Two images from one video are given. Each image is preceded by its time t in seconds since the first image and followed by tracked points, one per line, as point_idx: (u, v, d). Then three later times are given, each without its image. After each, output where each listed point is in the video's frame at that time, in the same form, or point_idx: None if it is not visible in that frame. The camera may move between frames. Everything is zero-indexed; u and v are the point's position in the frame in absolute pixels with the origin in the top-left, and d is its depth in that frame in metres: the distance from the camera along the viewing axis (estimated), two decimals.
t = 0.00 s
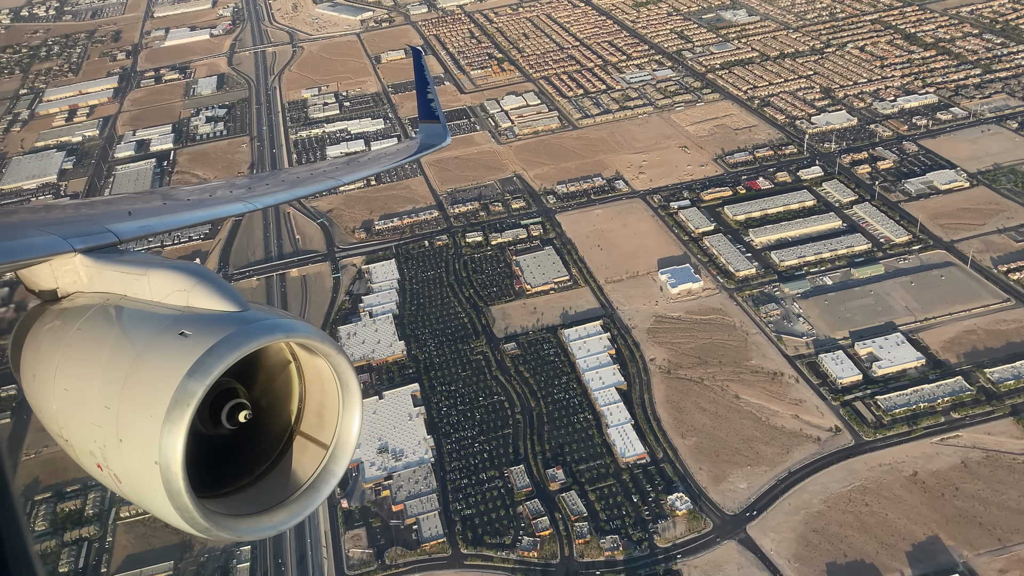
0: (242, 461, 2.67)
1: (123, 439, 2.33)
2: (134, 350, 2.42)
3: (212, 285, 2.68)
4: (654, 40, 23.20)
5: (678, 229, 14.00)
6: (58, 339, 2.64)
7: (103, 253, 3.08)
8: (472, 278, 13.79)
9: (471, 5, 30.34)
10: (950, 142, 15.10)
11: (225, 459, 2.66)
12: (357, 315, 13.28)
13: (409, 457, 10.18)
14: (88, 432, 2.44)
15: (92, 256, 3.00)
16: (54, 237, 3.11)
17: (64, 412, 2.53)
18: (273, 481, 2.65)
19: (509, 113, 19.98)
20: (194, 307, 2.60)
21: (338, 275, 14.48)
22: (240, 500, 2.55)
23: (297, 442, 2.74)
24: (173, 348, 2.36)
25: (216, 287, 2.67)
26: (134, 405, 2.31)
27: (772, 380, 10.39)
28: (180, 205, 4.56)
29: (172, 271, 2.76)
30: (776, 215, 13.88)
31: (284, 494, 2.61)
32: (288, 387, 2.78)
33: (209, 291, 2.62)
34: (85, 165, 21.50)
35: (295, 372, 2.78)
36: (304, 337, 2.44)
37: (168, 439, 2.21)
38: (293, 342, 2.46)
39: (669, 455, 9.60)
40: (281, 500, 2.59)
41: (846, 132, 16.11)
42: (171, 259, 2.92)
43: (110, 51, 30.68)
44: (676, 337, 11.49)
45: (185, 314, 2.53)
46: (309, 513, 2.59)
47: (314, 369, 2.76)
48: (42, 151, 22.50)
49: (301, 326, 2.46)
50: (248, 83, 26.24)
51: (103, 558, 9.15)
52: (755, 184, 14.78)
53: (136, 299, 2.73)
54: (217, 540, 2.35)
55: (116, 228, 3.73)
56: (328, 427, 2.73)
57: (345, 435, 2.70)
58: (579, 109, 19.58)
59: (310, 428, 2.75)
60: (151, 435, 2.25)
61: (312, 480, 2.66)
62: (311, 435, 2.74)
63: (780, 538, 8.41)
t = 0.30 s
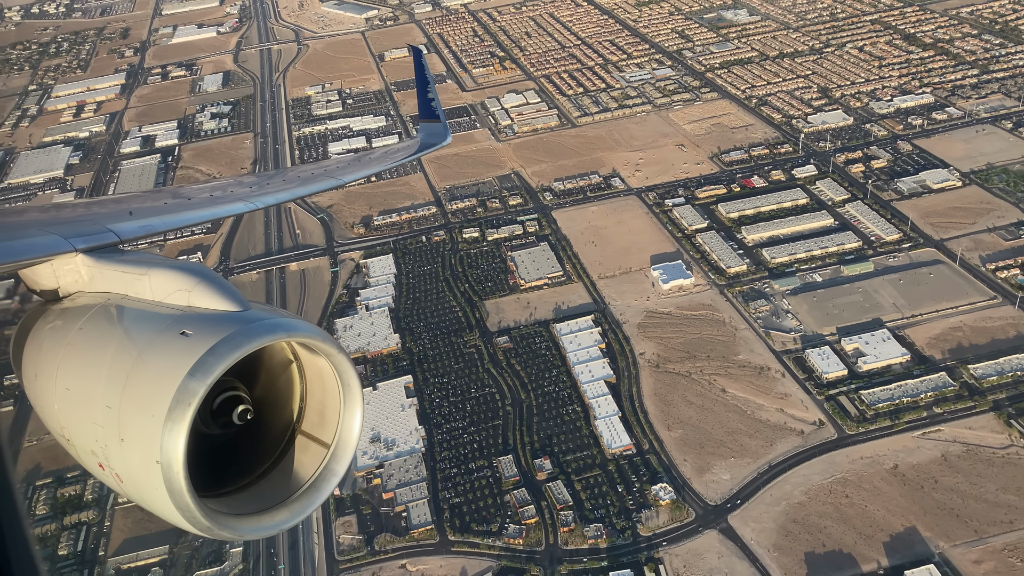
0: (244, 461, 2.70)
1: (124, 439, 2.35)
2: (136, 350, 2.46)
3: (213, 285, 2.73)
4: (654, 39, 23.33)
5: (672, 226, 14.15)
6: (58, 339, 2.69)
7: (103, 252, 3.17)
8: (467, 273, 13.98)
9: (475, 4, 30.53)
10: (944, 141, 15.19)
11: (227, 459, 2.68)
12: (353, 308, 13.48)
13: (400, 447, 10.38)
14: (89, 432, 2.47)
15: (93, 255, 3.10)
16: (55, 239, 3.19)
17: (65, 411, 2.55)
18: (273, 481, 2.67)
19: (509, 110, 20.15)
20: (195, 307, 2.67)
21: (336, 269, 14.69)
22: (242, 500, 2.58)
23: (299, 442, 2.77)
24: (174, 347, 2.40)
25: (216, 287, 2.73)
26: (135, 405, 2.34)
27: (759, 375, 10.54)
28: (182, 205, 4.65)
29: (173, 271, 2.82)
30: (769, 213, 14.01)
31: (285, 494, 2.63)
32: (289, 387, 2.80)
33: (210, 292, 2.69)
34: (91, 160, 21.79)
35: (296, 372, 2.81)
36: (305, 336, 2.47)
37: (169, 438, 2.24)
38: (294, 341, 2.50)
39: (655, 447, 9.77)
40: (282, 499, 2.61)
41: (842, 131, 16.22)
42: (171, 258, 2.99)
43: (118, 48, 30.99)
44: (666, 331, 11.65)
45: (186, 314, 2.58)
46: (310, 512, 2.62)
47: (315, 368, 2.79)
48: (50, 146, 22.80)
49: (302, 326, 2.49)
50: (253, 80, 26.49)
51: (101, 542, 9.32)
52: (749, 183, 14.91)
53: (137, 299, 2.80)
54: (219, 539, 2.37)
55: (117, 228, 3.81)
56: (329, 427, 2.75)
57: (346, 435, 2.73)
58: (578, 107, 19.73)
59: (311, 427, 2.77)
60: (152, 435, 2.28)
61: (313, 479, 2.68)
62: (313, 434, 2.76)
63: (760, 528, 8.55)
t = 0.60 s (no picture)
0: (246, 460, 2.72)
1: (126, 438, 2.37)
2: (138, 349, 2.48)
3: (214, 284, 2.74)
4: (656, 39, 23.45)
5: (666, 224, 14.30)
6: (61, 338, 2.71)
7: (106, 250, 3.17)
8: (463, 268, 14.16)
9: (480, 4, 30.71)
10: (940, 141, 15.27)
11: (229, 458, 2.70)
12: (351, 302, 13.69)
13: (393, 437, 10.57)
14: (90, 431, 2.49)
15: (96, 254, 3.10)
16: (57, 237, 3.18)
17: (68, 411, 2.57)
18: (275, 480, 2.70)
19: (510, 109, 20.32)
20: (196, 305, 2.68)
21: (335, 264, 14.90)
22: (244, 499, 2.60)
23: (301, 441, 2.79)
24: (176, 346, 2.41)
25: (217, 286, 2.74)
26: (137, 405, 2.35)
27: (747, 370, 10.68)
28: (184, 204, 4.62)
29: (175, 270, 2.83)
30: (763, 211, 14.14)
31: (287, 493, 2.66)
32: (291, 387, 2.82)
33: (211, 291, 2.71)
34: (98, 156, 22.10)
35: (298, 372, 2.82)
36: (306, 336, 2.48)
37: (171, 437, 2.26)
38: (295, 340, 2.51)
39: (642, 439, 9.93)
40: (283, 499, 2.64)
41: (838, 131, 16.32)
42: (173, 258, 3.01)
43: (127, 46, 31.33)
44: (657, 326, 11.81)
45: (188, 314, 2.59)
46: (312, 511, 2.65)
47: (316, 368, 2.82)
48: (58, 141, 23.13)
49: (304, 325, 2.51)
50: (259, 78, 26.76)
51: (99, 528, 9.51)
52: (745, 181, 15.03)
53: (140, 298, 2.81)
54: (220, 538, 2.39)
55: (119, 227, 3.76)
56: (331, 426, 2.78)
57: (347, 435, 2.75)
58: (578, 106, 19.89)
59: (313, 426, 2.80)
60: (153, 435, 2.29)
61: (314, 478, 2.70)
62: (314, 434, 2.79)
63: (743, 519, 8.70)
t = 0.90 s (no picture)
0: (248, 458, 2.67)
1: (128, 437, 2.32)
2: (139, 347, 2.43)
3: (216, 283, 2.69)
4: (658, 39, 23.57)
5: (661, 222, 14.44)
6: (63, 337, 2.64)
7: (108, 250, 3.08)
8: (461, 265, 14.34)
9: (485, 4, 30.88)
10: (936, 141, 15.35)
11: (230, 456, 2.65)
12: (349, 297, 13.89)
13: (386, 429, 10.73)
14: (91, 429, 2.45)
15: (98, 253, 3.01)
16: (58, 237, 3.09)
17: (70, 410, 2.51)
18: (277, 479, 2.65)
19: (511, 107, 20.49)
20: (199, 304, 2.64)
21: (334, 260, 15.11)
22: (245, 499, 2.55)
23: (302, 440, 2.74)
24: (177, 345, 2.37)
25: (220, 285, 2.70)
26: (139, 403, 2.31)
27: (735, 365, 10.82)
28: (186, 202, 4.61)
29: (177, 269, 2.78)
30: (757, 209, 14.26)
31: (288, 492, 2.61)
32: (293, 385, 2.78)
33: (213, 290, 2.66)
34: (105, 152, 22.42)
35: (301, 369, 2.77)
36: (308, 334, 2.44)
37: (173, 435, 2.22)
38: (298, 338, 2.47)
39: (630, 432, 10.08)
40: (285, 498, 2.59)
41: (835, 131, 16.41)
42: (177, 256, 2.94)
43: (136, 44, 31.70)
44: (649, 322, 11.97)
45: (190, 313, 2.54)
46: (313, 510, 2.60)
47: (319, 366, 2.77)
48: (66, 138, 23.46)
49: (306, 323, 2.46)
50: (265, 76, 27.03)
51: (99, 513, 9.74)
52: (740, 180, 15.15)
53: (144, 298, 2.75)
54: (222, 537, 2.35)
55: (120, 226, 3.77)
56: (333, 424, 2.73)
57: (349, 433, 2.70)
58: (578, 104, 20.04)
59: (315, 425, 2.75)
60: (155, 433, 2.25)
61: (316, 477, 2.66)
62: (316, 432, 2.74)
63: (726, 510, 8.84)
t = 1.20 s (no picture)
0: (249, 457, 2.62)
1: (130, 435, 2.28)
2: (142, 345, 2.38)
3: (219, 281, 2.62)
4: (661, 39, 23.69)
5: (658, 220, 14.57)
6: (66, 336, 2.57)
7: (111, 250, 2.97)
8: (459, 261, 14.51)
9: (490, 4, 31.05)
10: (932, 141, 15.43)
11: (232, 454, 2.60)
12: (348, 292, 14.10)
13: (381, 421, 10.91)
14: (93, 427, 2.39)
15: (101, 252, 2.91)
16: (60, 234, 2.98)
17: (72, 408, 2.46)
18: (278, 477, 2.60)
19: (513, 106, 20.64)
20: (202, 303, 2.57)
21: (335, 255, 15.31)
22: (246, 497, 2.51)
23: (304, 439, 2.69)
24: (180, 344, 2.32)
25: (224, 283, 2.63)
26: (141, 402, 2.26)
27: (725, 361, 10.95)
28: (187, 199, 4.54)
29: (182, 267, 2.71)
30: (753, 208, 14.37)
31: (290, 491, 2.57)
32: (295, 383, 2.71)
33: (215, 289, 2.59)
34: (113, 149, 22.72)
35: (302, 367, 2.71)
36: (312, 333, 2.39)
37: (175, 434, 2.18)
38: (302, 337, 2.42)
39: (619, 426, 10.24)
40: (287, 496, 2.55)
41: (833, 131, 16.50)
42: (180, 255, 2.87)
43: (146, 43, 32.02)
44: (642, 319, 12.12)
45: (194, 312, 2.49)
46: (315, 509, 2.56)
47: (321, 365, 2.70)
48: (75, 135, 23.79)
49: (309, 322, 2.41)
50: (271, 74, 27.29)
51: (99, 501, 9.95)
52: (737, 179, 15.27)
53: (146, 297, 2.68)
54: (223, 535, 2.31)
55: (122, 224, 3.69)
56: (335, 423, 2.68)
57: (351, 432, 2.65)
58: (579, 104, 20.19)
59: (317, 423, 2.70)
60: (157, 432, 2.21)
61: (319, 475, 2.62)
62: (317, 430, 2.69)
63: (711, 502, 8.97)
